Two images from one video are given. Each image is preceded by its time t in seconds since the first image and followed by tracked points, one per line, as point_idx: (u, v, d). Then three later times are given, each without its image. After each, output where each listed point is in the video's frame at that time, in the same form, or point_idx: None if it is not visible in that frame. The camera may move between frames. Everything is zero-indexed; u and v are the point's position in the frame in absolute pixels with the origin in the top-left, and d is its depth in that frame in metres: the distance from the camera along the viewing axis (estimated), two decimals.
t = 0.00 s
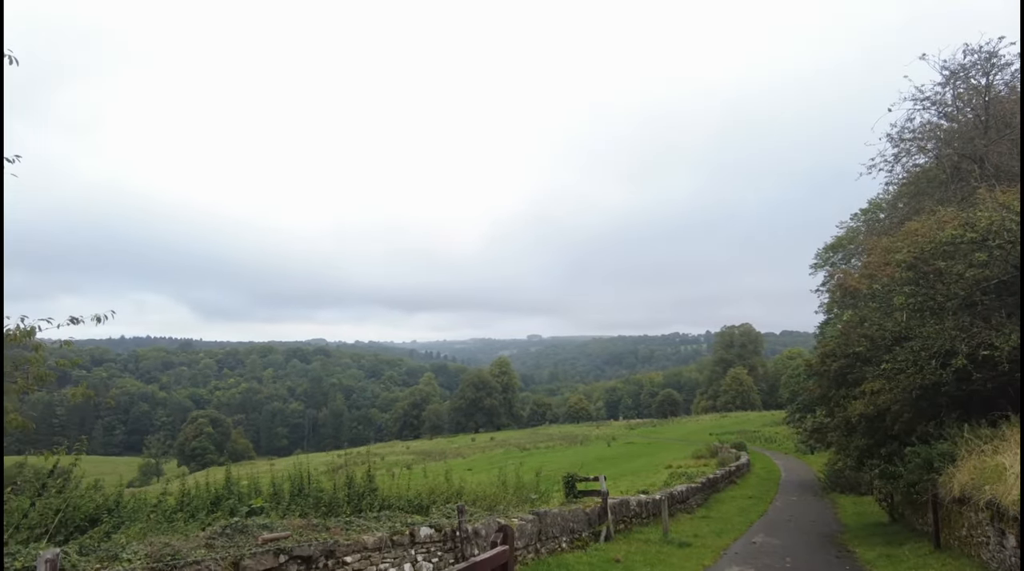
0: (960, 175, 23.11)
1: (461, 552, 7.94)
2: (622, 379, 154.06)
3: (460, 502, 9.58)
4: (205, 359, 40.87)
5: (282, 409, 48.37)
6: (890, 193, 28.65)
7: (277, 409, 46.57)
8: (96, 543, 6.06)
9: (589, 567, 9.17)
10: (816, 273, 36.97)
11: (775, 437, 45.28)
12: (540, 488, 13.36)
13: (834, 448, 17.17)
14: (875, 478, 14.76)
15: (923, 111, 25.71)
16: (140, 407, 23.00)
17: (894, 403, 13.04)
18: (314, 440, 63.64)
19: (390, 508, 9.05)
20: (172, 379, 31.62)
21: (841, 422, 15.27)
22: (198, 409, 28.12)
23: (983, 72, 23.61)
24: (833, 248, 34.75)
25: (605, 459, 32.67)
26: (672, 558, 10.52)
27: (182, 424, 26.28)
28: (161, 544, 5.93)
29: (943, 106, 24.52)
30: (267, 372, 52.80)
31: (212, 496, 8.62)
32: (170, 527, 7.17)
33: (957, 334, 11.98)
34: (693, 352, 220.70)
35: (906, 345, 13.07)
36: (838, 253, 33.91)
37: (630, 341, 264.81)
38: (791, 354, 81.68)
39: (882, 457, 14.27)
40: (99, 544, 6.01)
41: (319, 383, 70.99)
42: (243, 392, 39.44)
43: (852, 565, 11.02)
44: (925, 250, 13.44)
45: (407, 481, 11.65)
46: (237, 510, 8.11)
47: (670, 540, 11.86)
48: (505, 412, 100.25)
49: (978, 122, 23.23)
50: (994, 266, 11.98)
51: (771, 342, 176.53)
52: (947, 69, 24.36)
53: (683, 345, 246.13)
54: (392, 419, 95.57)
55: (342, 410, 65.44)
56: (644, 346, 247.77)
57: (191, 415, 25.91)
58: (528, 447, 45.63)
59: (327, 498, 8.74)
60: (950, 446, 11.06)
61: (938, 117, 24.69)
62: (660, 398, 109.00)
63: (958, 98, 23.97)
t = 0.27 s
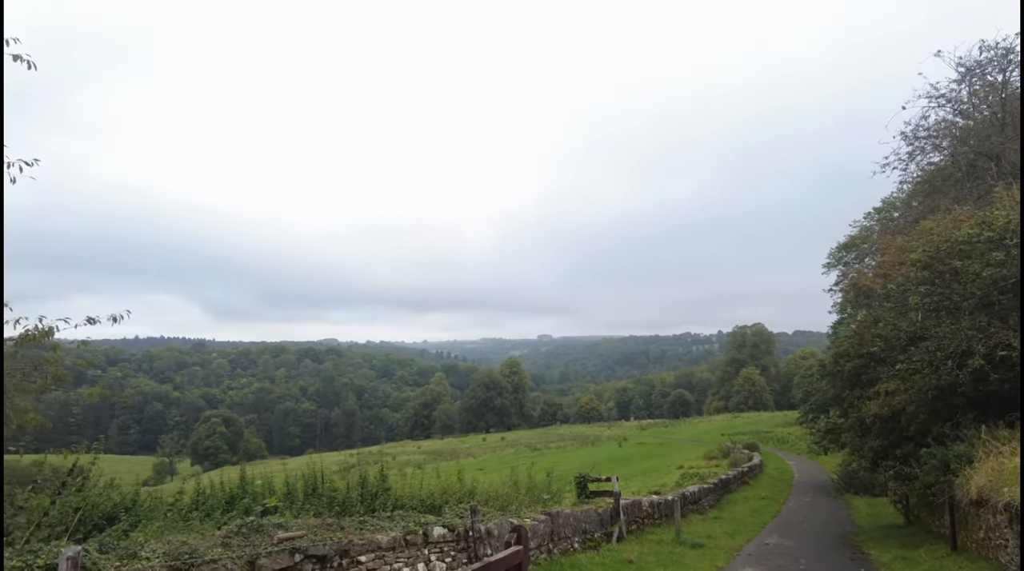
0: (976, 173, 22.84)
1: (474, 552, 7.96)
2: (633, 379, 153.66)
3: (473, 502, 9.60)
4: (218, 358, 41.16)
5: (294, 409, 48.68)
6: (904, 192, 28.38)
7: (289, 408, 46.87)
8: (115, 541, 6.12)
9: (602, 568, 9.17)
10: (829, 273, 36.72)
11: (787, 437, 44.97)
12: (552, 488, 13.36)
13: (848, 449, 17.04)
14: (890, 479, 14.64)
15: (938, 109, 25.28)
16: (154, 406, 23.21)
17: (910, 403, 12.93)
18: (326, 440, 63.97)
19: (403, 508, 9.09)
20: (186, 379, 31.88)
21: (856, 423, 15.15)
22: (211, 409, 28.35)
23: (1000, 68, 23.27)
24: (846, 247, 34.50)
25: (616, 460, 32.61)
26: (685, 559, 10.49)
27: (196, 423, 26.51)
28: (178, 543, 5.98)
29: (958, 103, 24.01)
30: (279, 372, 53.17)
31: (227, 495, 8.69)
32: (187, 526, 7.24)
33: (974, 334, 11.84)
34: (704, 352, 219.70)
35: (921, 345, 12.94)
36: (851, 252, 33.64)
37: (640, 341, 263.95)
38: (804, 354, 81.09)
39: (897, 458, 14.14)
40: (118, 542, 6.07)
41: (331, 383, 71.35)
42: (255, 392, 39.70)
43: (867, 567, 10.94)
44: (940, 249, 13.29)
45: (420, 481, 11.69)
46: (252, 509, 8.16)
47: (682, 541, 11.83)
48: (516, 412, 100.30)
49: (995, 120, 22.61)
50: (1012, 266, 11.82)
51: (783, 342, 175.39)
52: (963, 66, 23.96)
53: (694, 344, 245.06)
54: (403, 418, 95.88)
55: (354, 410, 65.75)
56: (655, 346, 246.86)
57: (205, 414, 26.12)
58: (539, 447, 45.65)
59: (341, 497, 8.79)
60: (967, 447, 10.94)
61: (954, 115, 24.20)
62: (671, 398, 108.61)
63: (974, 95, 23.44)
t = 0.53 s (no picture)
0: (996, 171, 22.50)
1: (490, 552, 7.99)
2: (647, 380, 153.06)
3: (488, 503, 9.63)
4: (233, 357, 41.44)
5: (309, 409, 49.01)
6: (922, 190, 28.05)
7: (304, 408, 47.21)
8: (138, 539, 6.22)
9: (617, 568, 9.18)
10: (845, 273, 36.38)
11: (803, 438, 44.57)
12: (566, 489, 13.36)
13: (865, 451, 16.89)
14: (909, 481, 14.49)
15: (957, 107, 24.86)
16: (172, 406, 23.41)
17: (928, 405, 12.79)
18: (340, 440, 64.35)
19: (419, 508, 9.13)
20: (202, 379, 32.18)
21: (873, 424, 15.02)
22: (227, 409, 28.62)
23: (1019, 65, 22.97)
24: (862, 247, 34.20)
25: (630, 461, 32.53)
26: (701, 560, 10.45)
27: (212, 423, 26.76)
28: (200, 541, 6.06)
29: (977, 100, 23.51)
30: (293, 372, 53.56)
31: (245, 494, 8.78)
32: (207, 525, 7.33)
33: (994, 335, 11.68)
34: (718, 352, 218.32)
35: (941, 346, 12.78)
36: (868, 251, 33.33)
37: (654, 341, 262.76)
38: (820, 355, 80.33)
39: (916, 460, 14.00)
40: (141, 540, 6.16)
41: (345, 383, 71.78)
42: (270, 392, 40.00)
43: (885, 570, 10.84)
44: (960, 249, 13.11)
45: (435, 481, 11.73)
46: (270, 508, 8.25)
47: (698, 542, 11.78)
48: (529, 412, 100.30)
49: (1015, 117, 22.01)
50: None
51: (798, 342, 173.86)
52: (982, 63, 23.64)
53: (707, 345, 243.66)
54: (416, 418, 96.21)
55: (368, 410, 66.10)
56: (668, 346, 245.58)
57: (220, 414, 26.36)
58: (552, 448, 45.63)
59: (357, 497, 8.84)
60: (988, 449, 10.80)
61: (972, 112, 23.73)
62: (686, 399, 108.11)
63: (993, 92, 22.90)
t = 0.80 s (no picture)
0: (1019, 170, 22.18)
1: (509, 552, 8.05)
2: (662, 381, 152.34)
3: (507, 503, 9.70)
4: (250, 357, 41.90)
5: (325, 409, 49.36)
6: (942, 189, 27.71)
7: (320, 408, 47.55)
8: (167, 537, 6.34)
9: (636, 570, 9.20)
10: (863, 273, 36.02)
11: (821, 440, 44.17)
12: (583, 490, 13.38)
13: (886, 453, 16.73)
14: (931, 484, 14.34)
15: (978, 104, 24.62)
16: (190, 406, 23.74)
17: (950, 407, 12.66)
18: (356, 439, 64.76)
19: (439, 508, 9.21)
20: (221, 379, 32.57)
21: (894, 426, 14.89)
22: (246, 409, 28.93)
23: None
24: (881, 246, 33.84)
25: (645, 462, 32.43)
26: (720, 562, 10.43)
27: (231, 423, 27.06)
28: (227, 540, 6.17)
29: (999, 97, 23.31)
30: (309, 372, 53.95)
31: (268, 493, 8.90)
32: (232, 524, 7.45)
33: (1018, 336, 11.52)
34: (734, 353, 216.72)
35: (963, 348, 12.64)
36: (887, 251, 32.99)
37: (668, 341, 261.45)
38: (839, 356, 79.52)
39: (938, 462, 13.86)
40: (171, 538, 6.28)
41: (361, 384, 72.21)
42: (287, 392, 40.36)
43: None
44: (982, 249, 12.93)
45: (454, 482, 11.81)
46: (292, 507, 8.36)
47: (716, 544, 11.76)
48: (544, 412, 100.23)
49: None
50: None
51: (815, 343, 172.17)
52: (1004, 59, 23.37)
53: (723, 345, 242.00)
54: (432, 419, 96.51)
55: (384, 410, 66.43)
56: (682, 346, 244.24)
57: (239, 414, 26.65)
58: (567, 448, 45.62)
59: (377, 497, 8.93)
60: (1013, 452, 10.67)
61: (994, 109, 23.50)
62: (701, 400, 107.48)
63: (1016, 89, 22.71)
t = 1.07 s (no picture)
0: None
1: (531, 553, 8.09)
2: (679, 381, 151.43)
3: (528, 504, 9.75)
4: (269, 356, 42.24)
5: (343, 408, 49.74)
6: (966, 187, 27.28)
7: (338, 408, 47.93)
8: (198, 535, 6.44)
9: None
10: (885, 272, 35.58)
11: (842, 442, 43.68)
12: (603, 491, 13.39)
13: (910, 455, 16.55)
14: (956, 487, 14.17)
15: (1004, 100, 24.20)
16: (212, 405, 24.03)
17: (977, 409, 12.50)
18: (374, 439, 65.18)
19: (460, 508, 9.28)
20: (241, 378, 32.88)
21: (919, 429, 14.73)
22: (266, 408, 29.28)
23: None
24: (903, 245, 33.39)
25: (663, 463, 32.30)
26: (741, 564, 10.42)
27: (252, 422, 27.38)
28: (256, 538, 6.28)
29: None
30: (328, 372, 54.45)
31: (292, 491, 9.01)
32: (258, 523, 7.55)
33: None
34: (752, 353, 214.97)
35: (989, 349, 12.47)
36: (909, 250, 32.55)
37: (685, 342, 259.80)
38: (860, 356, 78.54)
39: (964, 465, 13.69)
40: (202, 535, 6.38)
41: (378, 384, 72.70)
42: (305, 392, 40.73)
43: None
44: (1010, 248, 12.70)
45: (475, 481, 11.88)
46: (316, 507, 8.45)
47: (737, 546, 11.71)
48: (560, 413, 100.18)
49: None
50: None
51: (835, 343, 170.18)
52: None
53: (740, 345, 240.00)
54: (449, 418, 96.85)
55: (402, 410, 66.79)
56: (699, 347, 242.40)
57: (259, 414, 26.97)
58: (584, 449, 45.55)
59: (399, 497, 9.00)
60: None
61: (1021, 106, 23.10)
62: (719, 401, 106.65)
63: None
